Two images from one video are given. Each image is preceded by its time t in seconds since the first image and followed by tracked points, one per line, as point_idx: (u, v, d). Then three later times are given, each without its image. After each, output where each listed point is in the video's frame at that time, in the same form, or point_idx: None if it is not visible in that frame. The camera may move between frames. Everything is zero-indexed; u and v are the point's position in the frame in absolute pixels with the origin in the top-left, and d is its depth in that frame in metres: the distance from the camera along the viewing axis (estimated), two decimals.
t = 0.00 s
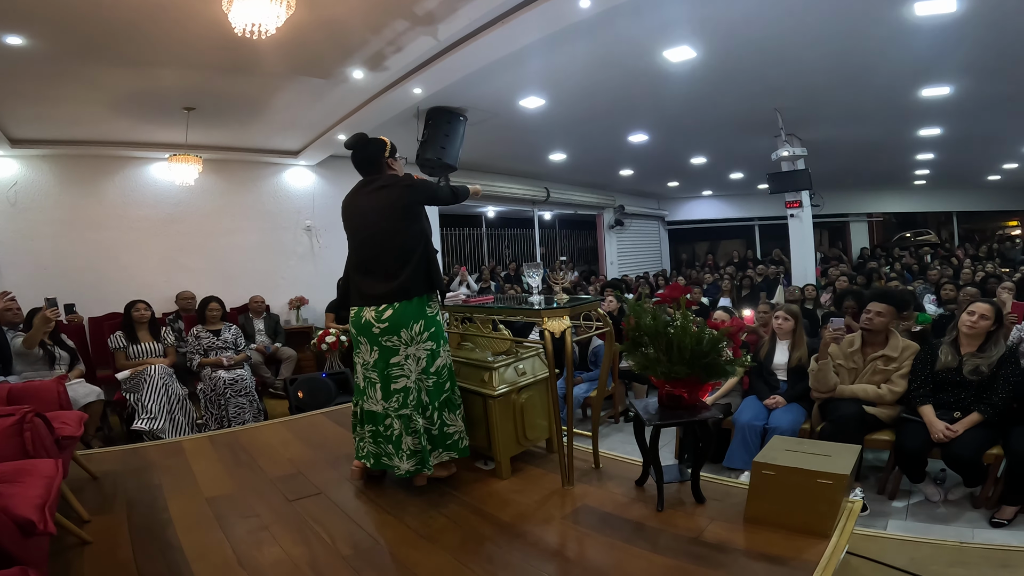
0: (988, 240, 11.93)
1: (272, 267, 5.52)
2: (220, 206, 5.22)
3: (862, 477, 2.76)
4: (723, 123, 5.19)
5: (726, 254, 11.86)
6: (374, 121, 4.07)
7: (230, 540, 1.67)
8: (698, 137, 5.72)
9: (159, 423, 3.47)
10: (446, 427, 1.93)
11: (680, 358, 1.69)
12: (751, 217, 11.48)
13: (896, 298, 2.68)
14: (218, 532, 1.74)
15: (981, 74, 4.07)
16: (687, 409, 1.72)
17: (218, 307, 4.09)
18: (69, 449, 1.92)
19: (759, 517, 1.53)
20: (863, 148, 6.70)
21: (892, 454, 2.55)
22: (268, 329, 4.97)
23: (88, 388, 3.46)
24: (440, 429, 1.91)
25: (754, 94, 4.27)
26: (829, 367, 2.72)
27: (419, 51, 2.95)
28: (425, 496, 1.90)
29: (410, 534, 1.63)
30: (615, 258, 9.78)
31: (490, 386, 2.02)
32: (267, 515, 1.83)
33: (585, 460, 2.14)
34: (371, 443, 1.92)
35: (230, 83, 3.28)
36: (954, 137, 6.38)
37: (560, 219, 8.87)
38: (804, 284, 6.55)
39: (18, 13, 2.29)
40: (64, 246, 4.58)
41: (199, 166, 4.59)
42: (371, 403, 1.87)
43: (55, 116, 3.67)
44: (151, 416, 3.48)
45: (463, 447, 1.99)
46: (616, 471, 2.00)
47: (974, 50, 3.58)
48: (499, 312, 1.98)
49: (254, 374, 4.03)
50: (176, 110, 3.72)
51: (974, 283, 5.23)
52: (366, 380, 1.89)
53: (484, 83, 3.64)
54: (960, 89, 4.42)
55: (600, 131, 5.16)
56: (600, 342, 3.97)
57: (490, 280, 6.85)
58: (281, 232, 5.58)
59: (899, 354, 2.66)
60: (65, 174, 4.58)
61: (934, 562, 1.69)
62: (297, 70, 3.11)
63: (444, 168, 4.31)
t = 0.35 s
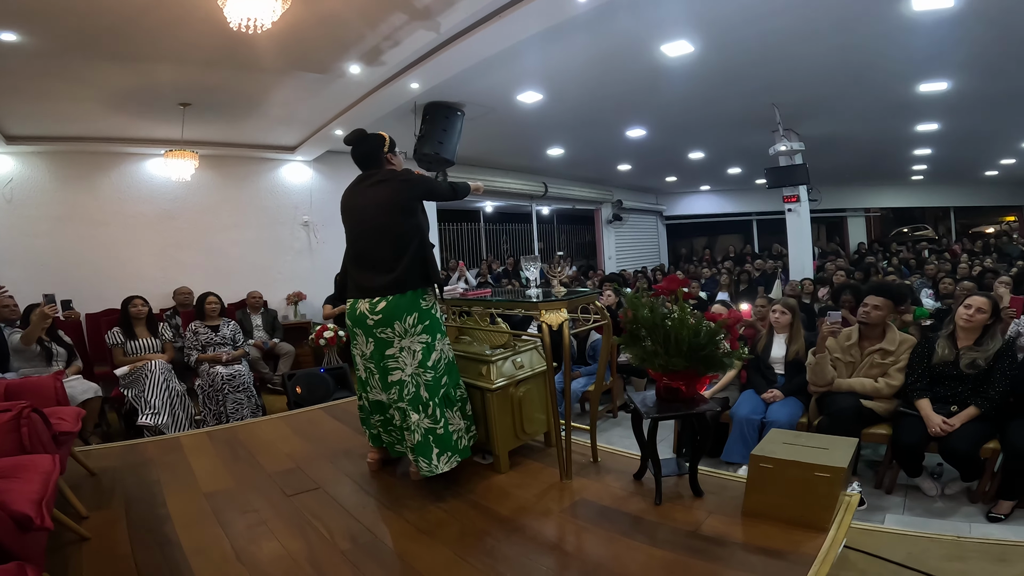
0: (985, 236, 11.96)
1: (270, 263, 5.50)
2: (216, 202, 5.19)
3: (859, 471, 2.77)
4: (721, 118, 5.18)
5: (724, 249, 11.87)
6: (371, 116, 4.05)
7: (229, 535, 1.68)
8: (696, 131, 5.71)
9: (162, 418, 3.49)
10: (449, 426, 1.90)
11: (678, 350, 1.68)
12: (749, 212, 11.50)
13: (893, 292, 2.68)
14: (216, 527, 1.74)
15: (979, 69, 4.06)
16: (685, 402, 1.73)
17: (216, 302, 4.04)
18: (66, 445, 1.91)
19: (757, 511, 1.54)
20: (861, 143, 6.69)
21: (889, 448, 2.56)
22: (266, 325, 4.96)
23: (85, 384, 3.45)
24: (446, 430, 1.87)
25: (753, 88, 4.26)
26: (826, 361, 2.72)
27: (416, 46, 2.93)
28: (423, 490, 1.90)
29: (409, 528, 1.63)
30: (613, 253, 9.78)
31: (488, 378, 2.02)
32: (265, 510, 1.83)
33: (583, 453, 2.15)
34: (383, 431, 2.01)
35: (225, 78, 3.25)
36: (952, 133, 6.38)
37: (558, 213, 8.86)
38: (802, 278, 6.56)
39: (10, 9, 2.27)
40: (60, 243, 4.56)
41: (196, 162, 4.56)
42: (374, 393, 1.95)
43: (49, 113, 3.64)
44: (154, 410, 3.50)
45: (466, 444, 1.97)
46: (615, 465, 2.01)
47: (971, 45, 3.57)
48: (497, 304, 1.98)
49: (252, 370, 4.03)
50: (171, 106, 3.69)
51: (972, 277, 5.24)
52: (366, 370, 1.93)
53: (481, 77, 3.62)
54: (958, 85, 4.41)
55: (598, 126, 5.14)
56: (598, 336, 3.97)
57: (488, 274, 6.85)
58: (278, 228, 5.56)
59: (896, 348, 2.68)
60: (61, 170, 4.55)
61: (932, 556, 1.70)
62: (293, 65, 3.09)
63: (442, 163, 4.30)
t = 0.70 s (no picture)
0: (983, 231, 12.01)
1: (267, 258, 5.48)
2: (213, 197, 5.17)
3: (858, 465, 2.78)
4: (720, 112, 5.16)
5: (721, 243, 11.88)
6: (369, 110, 4.02)
7: (228, 529, 1.68)
8: (695, 126, 5.69)
9: (161, 413, 3.48)
10: (426, 420, 1.85)
11: (677, 341, 1.68)
12: (747, 206, 11.52)
13: (891, 285, 2.69)
14: (216, 522, 1.74)
15: (978, 64, 4.05)
16: (684, 393, 1.72)
17: (213, 295, 4.03)
18: (65, 440, 1.91)
19: (756, 504, 1.54)
20: (860, 137, 6.68)
21: (888, 441, 2.56)
22: (264, 319, 4.96)
23: (84, 379, 3.45)
24: (423, 421, 1.84)
25: (751, 82, 4.24)
26: (825, 354, 2.71)
27: (414, 39, 2.91)
28: (422, 484, 1.90)
29: (409, 522, 1.63)
30: (611, 247, 9.78)
31: (486, 370, 2.02)
32: (265, 505, 1.83)
33: (582, 446, 2.15)
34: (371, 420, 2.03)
35: (221, 73, 3.23)
36: (950, 128, 6.38)
37: (556, 208, 8.84)
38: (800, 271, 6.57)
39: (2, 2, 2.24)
40: (57, 238, 4.54)
41: (193, 157, 4.53)
42: (354, 383, 1.97)
43: (43, 109, 3.61)
44: (153, 405, 3.48)
45: (453, 438, 1.92)
46: (614, 458, 2.01)
47: (971, 39, 3.55)
48: (496, 296, 1.98)
49: (250, 365, 4.03)
50: (167, 101, 3.67)
51: (969, 271, 5.26)
52: (346, 361, 1.96)
53: (480, 71, 3.59)
54: (956, 79, 4.40)
55: (596, 119, 5.12)
56: (597, 329, 3.97)
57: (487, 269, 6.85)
58: (275, 222, 5.53)
59: (894, 341, 2.68)
60: (56, 166, 4.52)
61: (930, 549, 1.70)
62: (290, 59, 3.06)
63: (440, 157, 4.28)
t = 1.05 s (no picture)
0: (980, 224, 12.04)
1: (265, 251, 5.47)
2: (209, 190, 5.14)
3: (853, 456, 2.80)
4: (718, 104, 5.15)
5: (719, 235, 11.89)
6: (366, 102, 4.00)
7: (228, 522, 1.69)
8: (692, 118, 5.68)
9: (154, 408, 3.46)
10: (395, 408, 1.87)
11: (673, 332, 1.69)
12: (745, 198, 11.53)
13: (888, 276, 2.71)
14: (216, 515, 1.75)
15: (977, 57, 4.04)
16: (682, 383, 1.74)
17: (209, 287, 4.00)
18: (64, 434, 1.91)
19: (752, 495, 1.55)
20: (858, 130, 6.68)
21: (883, 433, 2.58)
22: (262, 312, 4.96)
23: (83, 373, 3.45)
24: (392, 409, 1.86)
25: (749, 75, 4.23)
26: (821, 345, 2.75)
27: (411, 32, 2.89)
28: (422, 475, 1.91)
29: (408, 513, 1.64)
30: (609, 239, 9.78)
31: (485, 361, 2.03)
32: (265, 497, 1.84)
33: (580, 437, 2.16)
34: (338, 413, 1.97)
35: (216, 66, 3.20)
36: (948, 121, 6.37)
37: (554, 199, 8.82)
38: (797, 263, 6.59)
39: None
40: (53, 233, 4.52)
41: (189, 150, 4.50)
42: (327, 373, 1.94)
43: (38, 103, 3.59)
44: (146, 400, 3.48)
45: (420, 428, 1.91)
46: (612, 449, 2.02)
47: (971, 33, 3.54)
48: (494, 287, 1.98)
49: (248, 357, 4.03)
50: (163, 95, 3.64)
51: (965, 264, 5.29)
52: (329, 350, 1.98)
53: (477, 63, 3.57)
54: (955, 73, 4.40)
55: (594, 112, 5.10)
56: (595, 321, 3.97)
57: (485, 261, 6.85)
58: (272, 215, 5.51)
59: (890, 332, 2.69)
60: (50, 159, 4.49)
61: (925, 540, 1.72)
62: (285, 52, 3.04)
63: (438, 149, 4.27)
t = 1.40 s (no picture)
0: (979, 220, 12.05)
1: (264, 244, 5.47)
2: (207, 184, 5.14)
3: (848, 451, 2.82)
4: (717, 99, 5.14)
5: (719, 229, 11.90)
6: (364, 97, 3.99)
7: (226, 514, 1.71)
8: (692, 113, 5.67)
9: (158, 401, 3.51)
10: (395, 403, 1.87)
11: (668, 325, 1.70)
12: (744, 193, 11.53)
13: (883, 271, 2.73)
14: (215, 508, 1.76)
15: (977, 53, 4.03)
16: (676, 376, 1.75)
17: (206, 281, 3.98)
18: (64, 427, 1.93)
19: (745, 489, 1.57)
20: (858, 125, 6.67)
21: (878, 428, 2.60)
22: (261, 306, 4.97)
23: (82, 367, 3.46)
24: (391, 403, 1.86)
25: (748, 70, 4.22)
26: (817, 340, 2.75)
27: (409, 26, 2.88)
28: (419, 468, 1.93)
29: (405, 505, 1.66)
30: (609, 233, 9.78)
31: (481, 354, 2.05)
32: (263, 490, 1.86)
33: (576, 430, 2.18)
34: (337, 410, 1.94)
35: (213, 61, 3.19)
36: (948, 117, 6.37)
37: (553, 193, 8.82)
38: (795, 258, 6.61)
39: None
40: (51, 228, 4.52)
41: (187, 145, 4.49)
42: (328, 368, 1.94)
43: (36, 99, 3.58)
44: (150, 393, 3.51)
45: (414, 423, 1.90)
46: (607, 442, 2.04)
47: (971, 28, 3.52)
48: (491, 280, 2.00)
49: (247, 351, 4.05)
50: (161, 90, 3.63)
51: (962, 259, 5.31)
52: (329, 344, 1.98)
53: (476, 57, 3.56)
54: (955, 68, 4.39)
55: (594, 106, 5.09)
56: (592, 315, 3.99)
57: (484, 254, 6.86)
58: (271, 209, 5.51)
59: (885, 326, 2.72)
60: (49, 153, 4.49)
61: (915, 536, 1.74)
62: (283, 47, 3.03)
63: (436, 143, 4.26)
